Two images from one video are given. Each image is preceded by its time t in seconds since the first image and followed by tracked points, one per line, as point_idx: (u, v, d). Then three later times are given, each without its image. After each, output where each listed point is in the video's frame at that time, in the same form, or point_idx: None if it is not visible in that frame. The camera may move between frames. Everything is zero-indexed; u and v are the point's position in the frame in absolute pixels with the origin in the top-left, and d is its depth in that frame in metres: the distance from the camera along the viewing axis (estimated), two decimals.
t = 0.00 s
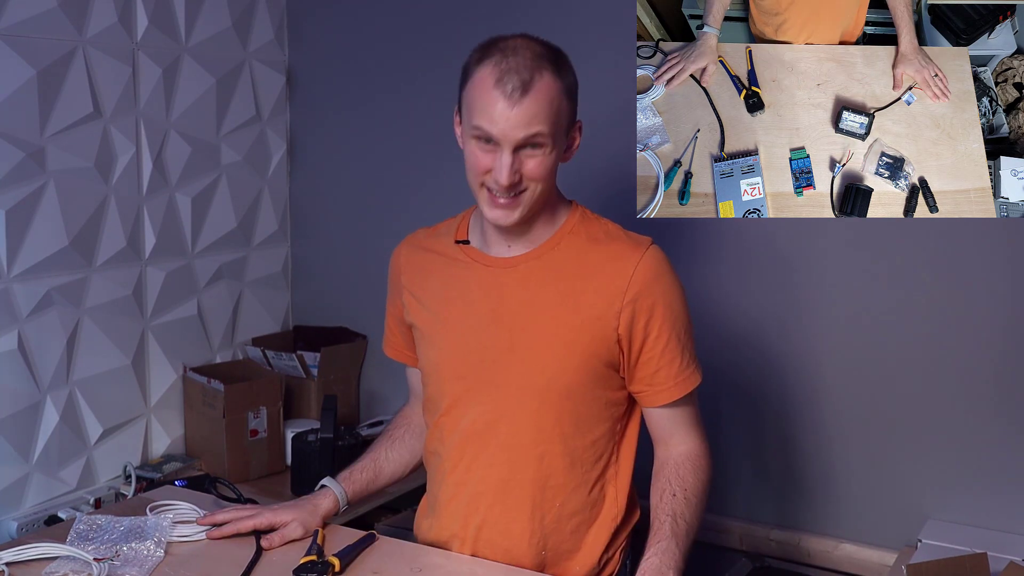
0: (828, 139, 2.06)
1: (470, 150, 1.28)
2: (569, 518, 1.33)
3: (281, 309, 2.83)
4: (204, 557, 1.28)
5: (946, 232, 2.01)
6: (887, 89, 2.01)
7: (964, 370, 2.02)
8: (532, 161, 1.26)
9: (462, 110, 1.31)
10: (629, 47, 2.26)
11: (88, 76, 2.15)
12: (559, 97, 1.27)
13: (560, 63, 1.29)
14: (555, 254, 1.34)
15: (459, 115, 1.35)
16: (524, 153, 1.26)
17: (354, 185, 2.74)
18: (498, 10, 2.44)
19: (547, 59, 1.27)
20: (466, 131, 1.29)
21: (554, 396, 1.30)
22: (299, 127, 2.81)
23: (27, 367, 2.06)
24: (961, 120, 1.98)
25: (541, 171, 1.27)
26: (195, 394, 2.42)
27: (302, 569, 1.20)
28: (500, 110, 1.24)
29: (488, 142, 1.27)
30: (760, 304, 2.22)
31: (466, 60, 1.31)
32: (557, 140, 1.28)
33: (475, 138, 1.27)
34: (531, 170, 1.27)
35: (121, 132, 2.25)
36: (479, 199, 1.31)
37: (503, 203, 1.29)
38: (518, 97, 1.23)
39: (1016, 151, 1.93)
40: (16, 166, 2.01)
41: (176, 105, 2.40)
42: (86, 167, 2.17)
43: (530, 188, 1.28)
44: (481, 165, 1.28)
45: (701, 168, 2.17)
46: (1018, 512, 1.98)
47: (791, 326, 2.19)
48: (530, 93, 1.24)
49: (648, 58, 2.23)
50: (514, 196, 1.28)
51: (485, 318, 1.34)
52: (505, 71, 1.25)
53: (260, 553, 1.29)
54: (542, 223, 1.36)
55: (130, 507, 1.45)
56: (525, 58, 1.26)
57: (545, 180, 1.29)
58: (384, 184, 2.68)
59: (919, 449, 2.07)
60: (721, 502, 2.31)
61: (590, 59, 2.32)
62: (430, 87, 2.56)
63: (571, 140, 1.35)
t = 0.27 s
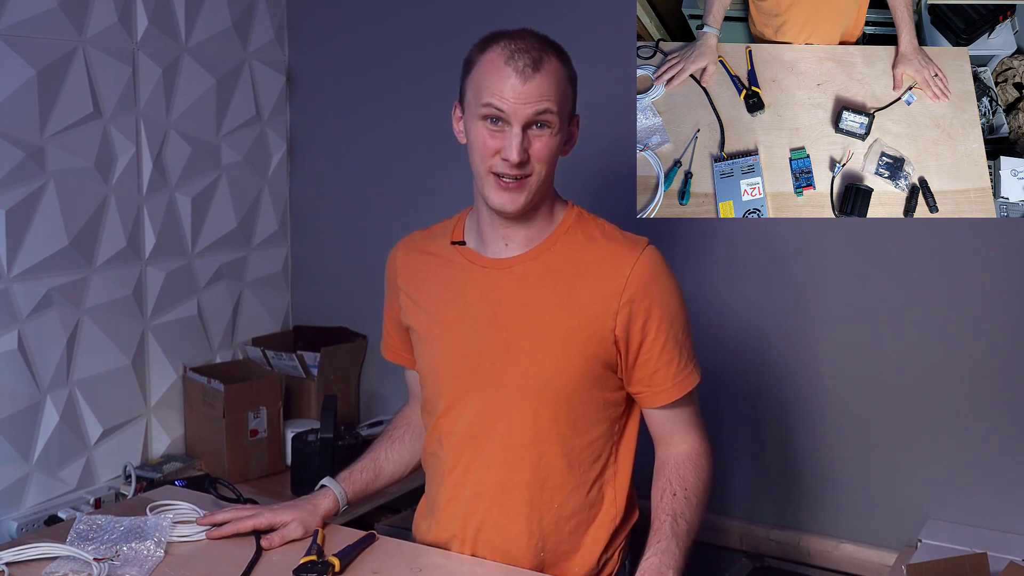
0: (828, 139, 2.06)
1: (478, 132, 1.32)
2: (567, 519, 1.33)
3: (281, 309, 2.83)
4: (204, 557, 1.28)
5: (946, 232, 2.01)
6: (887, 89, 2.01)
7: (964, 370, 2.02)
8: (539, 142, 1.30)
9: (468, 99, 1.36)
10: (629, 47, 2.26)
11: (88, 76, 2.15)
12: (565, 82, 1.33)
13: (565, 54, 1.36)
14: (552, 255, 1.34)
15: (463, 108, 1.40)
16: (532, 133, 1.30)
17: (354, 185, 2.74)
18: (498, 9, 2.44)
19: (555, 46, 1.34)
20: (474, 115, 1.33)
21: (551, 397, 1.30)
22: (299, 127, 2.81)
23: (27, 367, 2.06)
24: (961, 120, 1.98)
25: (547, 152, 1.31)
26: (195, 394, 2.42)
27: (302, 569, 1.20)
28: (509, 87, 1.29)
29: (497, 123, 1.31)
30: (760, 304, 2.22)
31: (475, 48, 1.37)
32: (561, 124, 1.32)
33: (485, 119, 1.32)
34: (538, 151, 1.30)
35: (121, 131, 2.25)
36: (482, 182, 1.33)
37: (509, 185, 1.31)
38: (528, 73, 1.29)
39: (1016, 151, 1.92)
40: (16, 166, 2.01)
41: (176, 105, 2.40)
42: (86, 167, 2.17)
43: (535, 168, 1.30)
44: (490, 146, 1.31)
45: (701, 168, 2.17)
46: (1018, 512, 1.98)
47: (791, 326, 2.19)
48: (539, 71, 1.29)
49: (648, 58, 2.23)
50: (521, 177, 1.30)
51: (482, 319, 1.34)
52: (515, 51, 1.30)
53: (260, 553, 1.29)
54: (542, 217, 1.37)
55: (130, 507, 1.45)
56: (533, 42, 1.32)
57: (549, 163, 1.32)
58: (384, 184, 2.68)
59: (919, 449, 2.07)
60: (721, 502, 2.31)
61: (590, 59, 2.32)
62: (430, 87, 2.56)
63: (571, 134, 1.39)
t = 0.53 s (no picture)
0: (828, 139, 2.06)
1: (476, 131, 1.32)
2: (567, 519, 1.33)
3: (281, 309, 2.83)
4: (204, 557, 1.28)
5: (946, 232, 2.01)
6: (887, 89, 2.00)
7: (964, 370, 2.02)
8: (538, 139, 1.30)
9: (464, 99, 1.36)
10: (629, 47, 2.26)
11: (88, 76, 2.15)
12: (562, 80, 1.33)
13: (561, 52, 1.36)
14: (550, 255, 1.34)
15: (458, 109, 1.40)
16: (531, 131, 1.31)
17: (354, 185, 2.74)
18: (498, 9, 2.44)
19: (550, 44, 1.34)
20: (471, 115, 1.33)
21: (550, 398, 1.30)
22: (299, 127, 2.81)
23: (27, 367, 2.06)
24: (961, 120, 1.98)
25: (546, 149, 1.31)
26: (195, 394, 2.42)
27: (302, 569, 1.20)
28: (506, 86, 1.29)
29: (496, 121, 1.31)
30: (760, 304, 2.22)
31: (470, 48, 1.38)
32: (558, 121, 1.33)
33: (482, 118, 1.32)
34: (537, 149, 1.31)
35: (121, 132, 2.25)
36: (483, 182, 1.33)
37: (509, 183, 1.31)
38: (524, 71, 1.29)
39: (1016, 151, 1.92)
40: (16, 166, 2.01)
41: (176, 105, 2.40)
42: (86, 167, 2.17)
43: (535, 166, 1.30)
44: (489, 145, 1.31)
45: (701, 169, 2.17)
46: (1018, 512, 1.98)
47: (791, 326, 2.19)
48: (535, 68, 1.30)
49: (648, 58, 2.23)
50: (521, 174, 1.30)
51: (481, 320, 1.34)
52: (511, 49, 1.31)
53: (260, 553, 1.29)
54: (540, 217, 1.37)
55: (130, 507, 1.45)
56: (528, 41, 1.33)
57: (548, 160, 1.32)
58: (384, 184, 2.68)
59: (919, 449, 2.07)
60: (721, 502, 2.31)
61: (590, 59, 2.32)
62: (429, 87, 2.56)
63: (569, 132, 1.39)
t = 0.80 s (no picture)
0: (828, 139, 2.06)
1: (465, 134, 1.32)
2: (571, 518, 1.32)
3: (281, 309, 2.83)
4: (204, 557, 1.28)
5: (946, 232, 2.01)
6: (887, 89, 2.00)
7: (964, 370, 2.02)
8: (528, 137, 1.30)
9: (452, 103, 1.36)
10: (629, 47, 2.27)
11: (88, 76, 2.15)
12: (547, 75, 1.33)
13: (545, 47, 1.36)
14: (548, 255, 1.35)
15: (447, 113, 1.40)
16: (520, 129, 1.31)
17: (354, 185, 2.74)
18: (498, 9, 2.44)
19: (534, 41, 1.34)
20: (459, 118, 1.34)
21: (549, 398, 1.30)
22: (299, 127, 2.81)
23: (26, 368, 2.06)
24: (961, 120, 1.97)
25: (536, 146, 1.31)
26: (195, 394, 2.42)
27: (302, 569, 1.20)
28: (493, 87, 1.29)
29: (484, 122, 1.31)
30: (759, 304, 2.22)
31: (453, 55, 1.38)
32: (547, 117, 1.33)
33: (471, 120, 1.32)
34: (527, 146, 1.30)
35: (121, 132, 2.25)
36: (476, 183, 1.33)
37: (501, 182, 1.31)
38: (509, 69, 1.29)
39: (1016, 151, 1.92)
40: (16, 166, 2.01)
41: (176, 106, 2.40)
42: (86, 167, 2.17)
43: (527, 163, 1.30)
44: (479, 146, 1.31)
45: (701, 169, 2.17)
46: (1017, 512, 1.98)
47: (791, 325, 2.19)
48: (519, 66, 1.30)
49: (648, 58, 2.23)
50: (512, 172, 1.30)
51: (478, 320, 1.35)
52: (495, 49, 1.31)
53: (260, 553, 1.29)
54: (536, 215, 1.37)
55: (130, 507, 1.45)
56: (512, 39, 1.33)
57: (540, 156, 1.32)
58: (384, 184, 2.68)
59: (919, 448, 2.07)
60: (721, 502, 2.31)
61: (590, 59, 2.32)
62: (429, 87, 2.56)
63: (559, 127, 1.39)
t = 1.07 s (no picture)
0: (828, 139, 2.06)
1: (476, 135, 1.44)
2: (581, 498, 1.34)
3: (281, 309, 2.84)
4: (204, 557, 1.28)
5: (946, 232, 2.01)
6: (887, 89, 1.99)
7: (964, 371, 2.02)
8: (535, 141, 1.41)
9: (466, 102, 1.46)
10: (629, 47, 2.27)
11: (88, 76, 2.15)
12: (559, 80, 1.42)
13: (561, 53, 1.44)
14: (555, 242, 1.38)
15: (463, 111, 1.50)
16: (528, 133, 1.41)
17: (354, 185, 2.74)
18: (498, 9, 2.44)
19: (551, 44, 1.42)
20: (472, 118, 1.45)
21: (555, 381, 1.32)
22: (299, 127, 2.81)
23: (26, 367, 2.06)
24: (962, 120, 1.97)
25: (544, 150, 1.41)
26: (195, 394, 2.42)
27: (302, 569, 1.20)
28: (505, 91, 1.39)
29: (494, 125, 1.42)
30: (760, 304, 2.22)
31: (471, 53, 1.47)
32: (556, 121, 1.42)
33: (481, 121, 1.43)
34: (535, 150, 1.41)
35: (121, 131, 2.25)
36: (484, 183, 1.44)
37: (508, 182, 1.41)
38: (523, 74, 1.39)
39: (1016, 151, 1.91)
40: (16, 166, 2.01)
41: (176, 106, 2.40)
42: (86, 167, 2.17)
43: (532, 166, 1.41)
44: (488, 147, 1.42)
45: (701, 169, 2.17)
46: (1018, 512, 1.98)
47: (792, 325, 2.19)
48: (534, 71, 1.39)
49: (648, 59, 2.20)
50: (518, 174, 1.40)
51: (487, 307, 1.38)
52: (511, 53, 1.39)
53: (260, 553, 1.29)
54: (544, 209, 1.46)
55: (130, 507, 1.45)
56: (529, 41, 1.40)
57: (546, 158, 1.42)
58: (384, 184, 2.68)
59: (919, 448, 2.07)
60: (721, 502, 2.31)
61: (591, 59, 2.32)
62: (429, 87, 2.56)
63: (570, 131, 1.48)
